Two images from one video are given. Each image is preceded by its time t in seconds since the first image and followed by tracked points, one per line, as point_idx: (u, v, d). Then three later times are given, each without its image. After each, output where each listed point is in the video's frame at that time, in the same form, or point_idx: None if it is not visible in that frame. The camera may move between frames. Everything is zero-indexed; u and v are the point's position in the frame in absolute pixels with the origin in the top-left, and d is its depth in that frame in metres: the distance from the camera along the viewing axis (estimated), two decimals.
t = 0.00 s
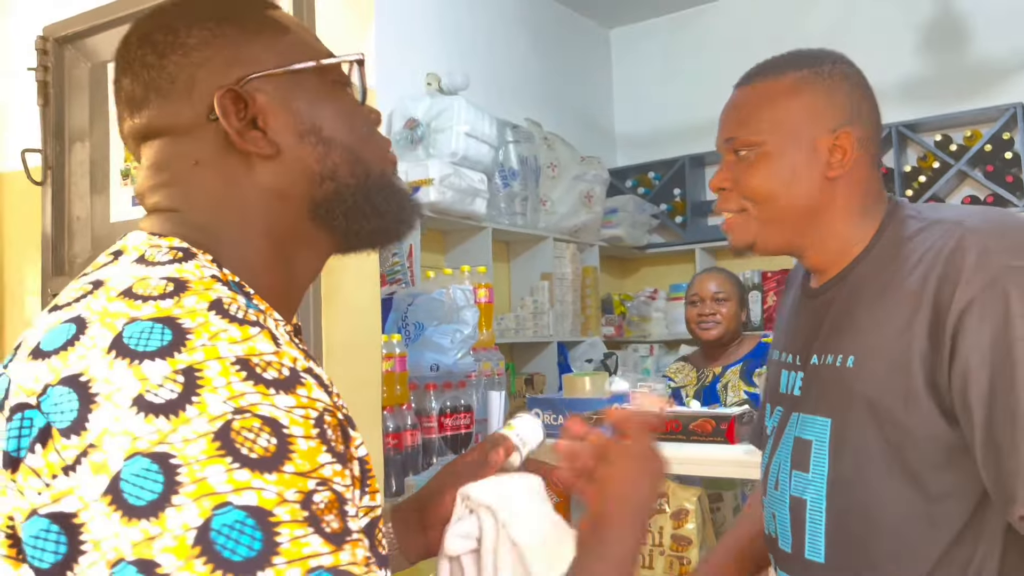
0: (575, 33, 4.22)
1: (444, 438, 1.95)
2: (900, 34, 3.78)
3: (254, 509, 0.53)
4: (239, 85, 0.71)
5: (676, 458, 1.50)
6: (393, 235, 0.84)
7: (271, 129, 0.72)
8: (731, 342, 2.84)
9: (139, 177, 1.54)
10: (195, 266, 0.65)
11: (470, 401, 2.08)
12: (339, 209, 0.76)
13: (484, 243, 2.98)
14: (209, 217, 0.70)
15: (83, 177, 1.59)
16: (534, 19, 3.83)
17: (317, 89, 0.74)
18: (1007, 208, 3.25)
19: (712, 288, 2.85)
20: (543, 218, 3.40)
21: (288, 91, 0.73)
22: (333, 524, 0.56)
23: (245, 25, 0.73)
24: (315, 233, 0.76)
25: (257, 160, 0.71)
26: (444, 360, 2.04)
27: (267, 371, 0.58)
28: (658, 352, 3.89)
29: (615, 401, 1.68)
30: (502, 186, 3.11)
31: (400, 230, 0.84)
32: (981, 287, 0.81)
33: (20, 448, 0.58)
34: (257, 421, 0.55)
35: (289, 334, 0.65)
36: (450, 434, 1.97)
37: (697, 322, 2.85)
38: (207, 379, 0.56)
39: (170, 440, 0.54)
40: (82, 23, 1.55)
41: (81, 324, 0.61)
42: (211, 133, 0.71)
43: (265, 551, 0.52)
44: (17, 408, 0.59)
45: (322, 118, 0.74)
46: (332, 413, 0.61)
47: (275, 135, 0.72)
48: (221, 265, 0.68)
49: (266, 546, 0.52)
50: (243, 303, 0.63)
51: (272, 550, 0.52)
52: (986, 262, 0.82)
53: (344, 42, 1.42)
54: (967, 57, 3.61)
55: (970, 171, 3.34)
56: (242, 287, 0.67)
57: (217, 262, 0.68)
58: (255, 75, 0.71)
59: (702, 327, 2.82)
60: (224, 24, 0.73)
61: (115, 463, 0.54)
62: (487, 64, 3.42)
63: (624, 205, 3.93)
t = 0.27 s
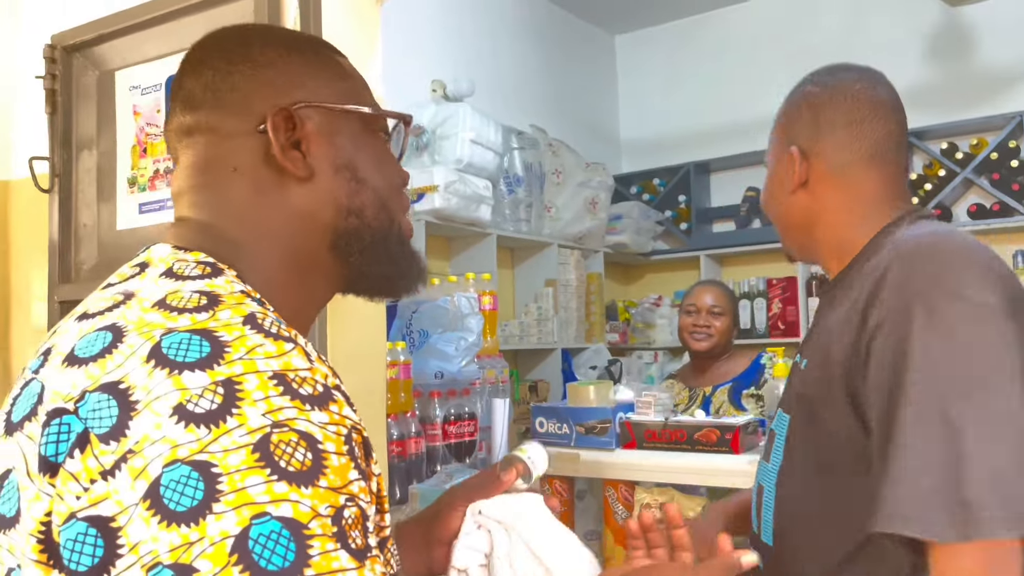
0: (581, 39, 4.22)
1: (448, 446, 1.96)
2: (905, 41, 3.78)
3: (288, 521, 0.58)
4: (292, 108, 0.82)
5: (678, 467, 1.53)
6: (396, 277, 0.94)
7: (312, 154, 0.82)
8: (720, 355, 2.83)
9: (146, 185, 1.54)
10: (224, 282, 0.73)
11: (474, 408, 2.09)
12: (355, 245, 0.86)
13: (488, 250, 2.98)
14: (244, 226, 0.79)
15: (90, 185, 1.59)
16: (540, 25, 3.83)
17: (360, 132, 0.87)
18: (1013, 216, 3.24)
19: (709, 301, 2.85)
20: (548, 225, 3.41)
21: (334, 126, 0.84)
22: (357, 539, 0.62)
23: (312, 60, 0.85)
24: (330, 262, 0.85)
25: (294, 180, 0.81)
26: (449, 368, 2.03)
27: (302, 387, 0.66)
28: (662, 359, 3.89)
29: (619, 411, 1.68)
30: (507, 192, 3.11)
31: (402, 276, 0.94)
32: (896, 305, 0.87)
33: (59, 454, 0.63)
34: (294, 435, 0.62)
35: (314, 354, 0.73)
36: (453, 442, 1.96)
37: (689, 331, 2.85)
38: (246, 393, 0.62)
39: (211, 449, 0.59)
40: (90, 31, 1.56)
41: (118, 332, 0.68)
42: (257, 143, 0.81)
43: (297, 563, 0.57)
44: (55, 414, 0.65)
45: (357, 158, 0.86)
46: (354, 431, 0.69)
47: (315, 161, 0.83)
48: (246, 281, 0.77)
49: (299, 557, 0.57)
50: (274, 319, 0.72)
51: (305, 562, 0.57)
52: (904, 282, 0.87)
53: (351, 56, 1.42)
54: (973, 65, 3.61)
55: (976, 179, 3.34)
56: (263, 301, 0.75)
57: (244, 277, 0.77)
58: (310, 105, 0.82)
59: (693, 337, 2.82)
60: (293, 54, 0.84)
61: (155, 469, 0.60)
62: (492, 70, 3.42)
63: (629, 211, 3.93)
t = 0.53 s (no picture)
0: (583, 43, 4.22)
1: (450, 451, 1.95)
2: (909, 46, 3.77)
3: (296, 505, 0.58)
4: (307, 126, 0.82)
5: (678, 473, 1.55)
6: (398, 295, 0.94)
7: (325, 172, 0.83)
8: (720, 364, 2.82)
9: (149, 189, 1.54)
10: (235, 283, 0.74)
11: (477, 413, 2.08)
12: (360, 262, 0.86)
13: (491, 254, 2.98)
14: (257, 241, 0.80)
15: (93, 190, 1.59)
16: (542, 30, 3.83)
17: (371, 150, 0.87)
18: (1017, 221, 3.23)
19: (712, 313, 2.83)
20: (550, 229, 3.40)
21: (346, 144, 0.84)
22: (362, 530, 0.62)
23: (327, 82, 0.86)
24: (335, 277, 0.86)
25: (306, 199, 0.82)
26: (451, 372, 2.04)
27: (312, 378, 0.66)
28: (665, 364, 3.88)
29: (622, 416, 1.68)
30: (509, 197, 3.12)
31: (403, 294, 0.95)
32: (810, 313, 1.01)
33: (77, 441, 0.64)
34: (304, 423, 0.62)
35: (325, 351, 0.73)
36: (456, 446, 1.96)
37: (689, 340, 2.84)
38: (259, 382, 0.63)
39: (222, 433, 0.60)
40: (93, 36, 1.56)
41: (134, 326, 0.69)
42: (272, 160, 0.81)
43: (304, 547, 0.58)
44: (73, 403, 0.66)
45: (368, 177, 0.87)
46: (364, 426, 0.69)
47: (328, 180, 0.83)
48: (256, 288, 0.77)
49: (306, 541, 0.58)
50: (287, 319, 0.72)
51: (311, 546, 0.58)
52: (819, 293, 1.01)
53: (353, 66, 1.42)
54: (977, 70, 3.60)
55: (979, 185, 3.33)
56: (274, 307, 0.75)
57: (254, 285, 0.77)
58: (323, 125, 0.83)
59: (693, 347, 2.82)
60: (310, 75, 0.85)
61: (168, 452, 0.60)
62: (495, 74, 3.42)
63: (631, 216, 3.92)
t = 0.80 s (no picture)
0: (584, 47, 4.23)
1: (451, 455, 1.94)
2: (910, 51, 3.78)
3: (284, 499, 0.58)
4: (308, 139, 0.82)
5: (679, 477, 1.54)
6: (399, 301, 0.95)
7: (326, 183, 0.83)
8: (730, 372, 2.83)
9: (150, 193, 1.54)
10: (241, 289, 0.74)
11: (478, 417, 2.08)
12: (360, 267, 0.87)
13: (492, 257, 2.97)
14: (260, 252, 0.81)
15: (95, 193, 1.59)
16: (543, 35, 3.83)
17: (370, 160, 0.87)
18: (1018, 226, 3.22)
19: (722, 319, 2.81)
20: (552, 233, 3.40)
21: (345, 155, 0.84)
22: (352, 529, 0.61)
23: (327, 93, 0.86)
24: (335, 282, 0.86)
25: (307, 208, 0.82)
26: (452, 376, 2.04)
27: (312, 378, 0.66)
28: (666, 368, 3.88)
29: (623, 421, 1.68)
30: (510, 200, 3.12)
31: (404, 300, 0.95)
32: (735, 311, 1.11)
33: (86, 435, 0.64)
34: (298, 419, 0.61)
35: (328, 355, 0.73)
36: (456, 450, 1.96)
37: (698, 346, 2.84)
38: (258, 379, 0.63)
39: (218, 428, 0.60)
40: (95, 39, 1.56)
41: (143, 328, 0.69)
42: (274, 172, 0.81)
43: (289, 540, 0.57)
44: (83, 399, 0.66)
45: (367, 187, 0.87)
46: (361, 429, 0.68)
47: (329, 190, 0.83)
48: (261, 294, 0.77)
49: (291, 534, 0.57)
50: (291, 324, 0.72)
51: (296, 540, 0.57)
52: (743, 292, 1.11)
53: (354, 69, 1.42)
54: (978, 74, 3.60)
55: (980, 190, 3.32)
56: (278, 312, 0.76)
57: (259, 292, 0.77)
58: (323, 136, 0.83)
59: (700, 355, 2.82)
60: (310, 87, 0.85)
61: (167, 443, 0.60)
62: (496, 78, 3.43)
63: (632, 219, 3.92)
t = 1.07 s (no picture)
0: (584, 49, 4.23)
1: (450, 457, 1.94)
2: (909, 54, 3.78)
3: (247, 501, 0.57)
4: (309, 143, 0.82)
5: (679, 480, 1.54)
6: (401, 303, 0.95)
7: (327, 187, 0.83)
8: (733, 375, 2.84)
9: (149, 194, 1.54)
10: (244, 295, 0.74)
11: (476, 418, 2.08)
12: (363, 270, 0.87)
13: (491, 259, 2.97)
14: (265, 258, 0.80)
15: (93, 194, 1.59)
16: (543, 36, 3.84)
17: (370, 164, 0.88)
18: (1017, 229, 3.23)
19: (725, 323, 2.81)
20: (551, 234, 3.40)
21: (346, 159, 0.84)
22: (322, 537, 0.59)
23: (327, 98, 0.86)
24: (338, 286, 0.86)
25: (309, 212, 0.82)
26: (451, 378, 2.04)
27: (301, 382, 0.65)
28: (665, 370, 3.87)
29: (622, 423, 1.69)
30: (510, 202, 3.11)
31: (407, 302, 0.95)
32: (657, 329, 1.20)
33: (81, 432, 0.64)
34: (278, 422, 0.61)
35: (324, 361, 0.72)
36: (456, 452, 1.95)
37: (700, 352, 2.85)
38: (246, 380, 0.63)
39: (197, 426, 0.60)
40: (94, 40, 1.56)
41: (143, 329, 0.69)
42: (277, 177, 0.81)
43: (245, 542, 0.56)
44: (80, 397, 0.66)
45: (368, 190, 0.87)
46: (348, 436, 0.66)
47: (331, 195, 0.84)
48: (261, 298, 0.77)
49: (249, 537, 0.56)
50: (288, 329, 0.71)
51: (253, 544, 0.56)
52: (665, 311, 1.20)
53: (354, 70, 1.42)
54: (977, 77, 3.60)
55: (979, 192, 3.33)
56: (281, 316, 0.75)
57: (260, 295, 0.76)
58: (323, 141, 0.83)
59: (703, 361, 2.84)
60: (310, 93, 0.85)
61: (149, 437, 0.60)
62: (496, 79, 3.43)
63: (632, 221, 3.92)
